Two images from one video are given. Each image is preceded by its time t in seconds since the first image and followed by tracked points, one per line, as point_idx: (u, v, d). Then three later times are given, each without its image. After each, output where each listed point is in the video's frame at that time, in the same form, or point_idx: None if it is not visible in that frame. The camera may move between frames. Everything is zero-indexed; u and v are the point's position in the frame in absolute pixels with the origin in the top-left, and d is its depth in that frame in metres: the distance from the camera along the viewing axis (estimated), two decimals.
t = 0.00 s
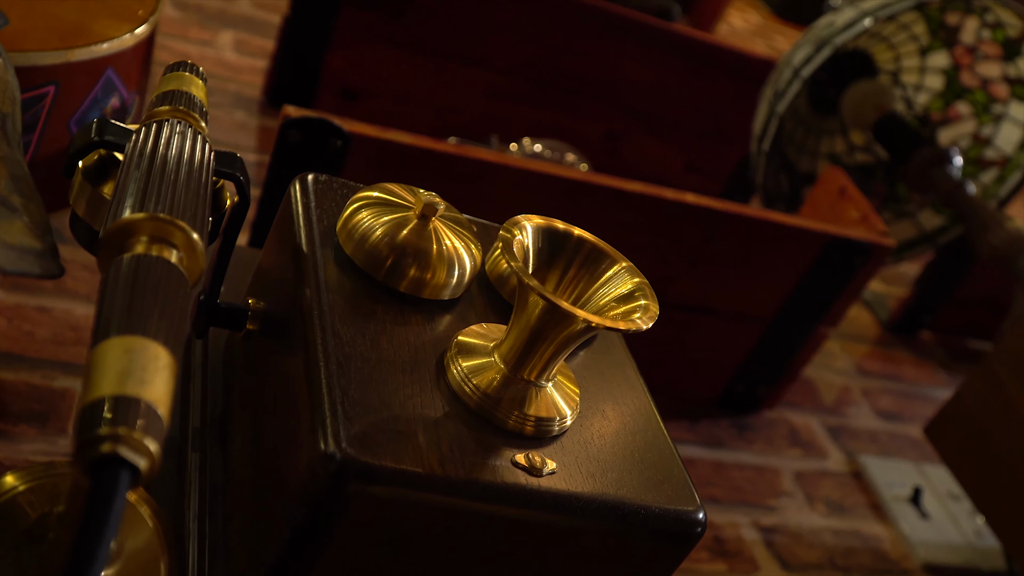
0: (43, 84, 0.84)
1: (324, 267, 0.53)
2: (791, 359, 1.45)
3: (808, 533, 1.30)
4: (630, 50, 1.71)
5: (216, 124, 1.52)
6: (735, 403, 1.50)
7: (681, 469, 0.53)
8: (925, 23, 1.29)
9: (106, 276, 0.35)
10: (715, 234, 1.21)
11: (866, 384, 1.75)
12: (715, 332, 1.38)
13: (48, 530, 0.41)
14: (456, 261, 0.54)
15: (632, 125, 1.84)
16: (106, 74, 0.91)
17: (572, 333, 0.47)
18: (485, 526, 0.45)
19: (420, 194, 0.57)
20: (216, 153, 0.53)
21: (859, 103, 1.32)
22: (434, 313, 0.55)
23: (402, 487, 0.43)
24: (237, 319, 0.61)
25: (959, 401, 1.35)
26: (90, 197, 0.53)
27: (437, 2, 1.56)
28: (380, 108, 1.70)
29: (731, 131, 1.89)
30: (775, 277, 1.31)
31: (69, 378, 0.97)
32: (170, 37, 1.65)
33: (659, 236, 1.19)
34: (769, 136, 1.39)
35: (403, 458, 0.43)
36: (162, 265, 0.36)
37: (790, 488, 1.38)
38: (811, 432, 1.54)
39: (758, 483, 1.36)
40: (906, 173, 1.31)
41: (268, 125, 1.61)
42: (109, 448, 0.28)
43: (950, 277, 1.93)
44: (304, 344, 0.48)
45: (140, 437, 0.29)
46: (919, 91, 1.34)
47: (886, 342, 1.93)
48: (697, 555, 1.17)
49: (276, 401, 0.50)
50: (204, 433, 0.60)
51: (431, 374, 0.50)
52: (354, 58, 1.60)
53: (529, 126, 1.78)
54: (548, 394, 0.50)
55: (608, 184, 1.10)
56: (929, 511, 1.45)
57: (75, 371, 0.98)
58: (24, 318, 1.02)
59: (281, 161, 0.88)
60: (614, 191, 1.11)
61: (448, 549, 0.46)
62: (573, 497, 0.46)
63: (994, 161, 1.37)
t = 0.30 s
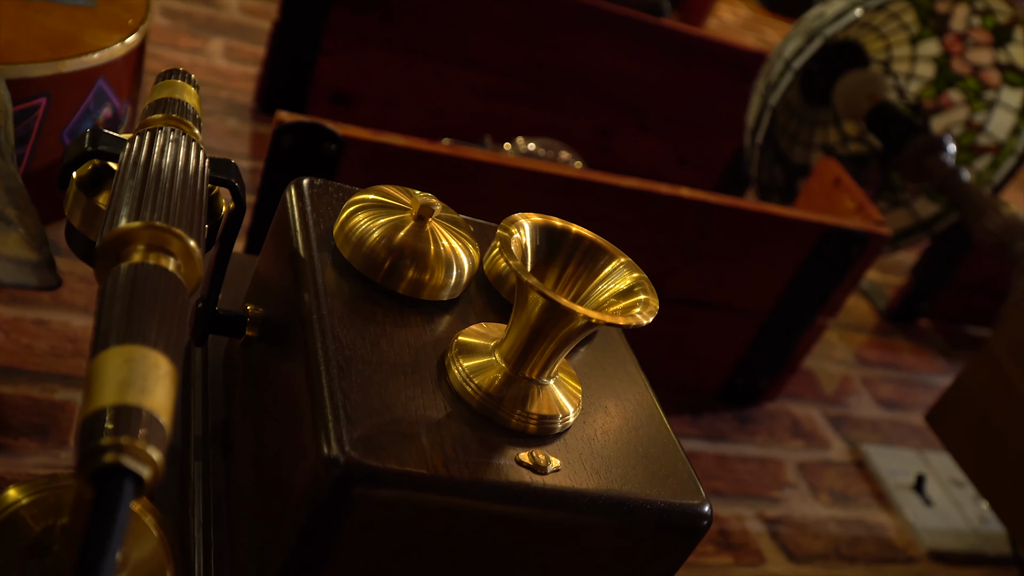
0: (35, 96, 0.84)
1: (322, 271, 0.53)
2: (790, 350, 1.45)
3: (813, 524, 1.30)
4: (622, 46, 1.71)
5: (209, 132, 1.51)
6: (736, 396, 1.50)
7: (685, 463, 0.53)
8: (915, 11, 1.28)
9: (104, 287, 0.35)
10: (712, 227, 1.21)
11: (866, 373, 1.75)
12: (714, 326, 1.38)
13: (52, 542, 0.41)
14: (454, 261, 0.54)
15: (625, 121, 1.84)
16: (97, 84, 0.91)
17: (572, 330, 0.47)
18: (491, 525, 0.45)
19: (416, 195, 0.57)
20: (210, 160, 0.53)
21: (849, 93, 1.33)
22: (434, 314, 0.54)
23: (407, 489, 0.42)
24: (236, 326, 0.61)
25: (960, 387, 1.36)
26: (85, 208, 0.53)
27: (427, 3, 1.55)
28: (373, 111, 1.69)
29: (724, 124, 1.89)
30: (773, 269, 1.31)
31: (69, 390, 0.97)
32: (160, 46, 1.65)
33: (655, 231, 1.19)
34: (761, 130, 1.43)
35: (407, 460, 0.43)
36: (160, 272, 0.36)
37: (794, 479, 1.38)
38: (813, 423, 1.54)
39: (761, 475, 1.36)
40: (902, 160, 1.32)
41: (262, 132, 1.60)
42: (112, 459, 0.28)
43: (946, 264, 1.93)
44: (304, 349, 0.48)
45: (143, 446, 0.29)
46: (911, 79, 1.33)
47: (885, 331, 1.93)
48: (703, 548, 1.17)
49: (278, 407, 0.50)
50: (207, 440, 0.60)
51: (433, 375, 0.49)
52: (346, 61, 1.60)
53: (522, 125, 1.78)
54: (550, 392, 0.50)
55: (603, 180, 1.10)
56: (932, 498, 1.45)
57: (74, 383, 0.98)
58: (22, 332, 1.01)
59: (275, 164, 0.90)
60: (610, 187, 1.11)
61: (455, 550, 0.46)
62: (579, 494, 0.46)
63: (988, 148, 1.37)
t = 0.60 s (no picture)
0: (21, 112, 0.84)
1: (319, 274, 0.53)
2: (789, 337, 1.45)
3: (820, 509, 1.30)
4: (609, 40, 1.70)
5: (198, 142, 1.51)
6: (737, 385, 1.50)
7: (691, 451, 0.53)
8: None
9: (100, 299, 0.35)
10: (706, 217, 1.21)
11: (866, 357, 1.75)
12: (712, 316, 1.38)
13: (60, 556, 0.41)
14: (451, 259, 0.54)
15: (615, 115, 1.83)
16: (84, 98, 0.90)
17: (572, 323, 0.47)
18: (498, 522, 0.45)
19: (410, 195, 0.56)
20: (201, 167, 0.53)
21: (837, 77, 1.34)
22: (433, 313, 0.54)
23: (413, 488, 0.42)
24: (234, 333, 0.61)
25: (960, 367, 1.36)
26: (77, 221, 0.52)
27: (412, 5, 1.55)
28: (362, 116, 1.69)
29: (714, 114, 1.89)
30: (769, 256, 1.31)
31: (69, 407, 0.96)
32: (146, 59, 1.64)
33: (650, 223, 1.19)
34: (752, 118, 1.44)
35: (413, 460, 0.43)
36: (156, 281, 0.36)
37: (798, 466, 1.38)
38: (815, 409, 1.54)
39: (765, 463, 1.35)
40: (892, 143, 1.30)
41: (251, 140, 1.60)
42: (117, 468, 0.28)
43: (941, 246, 1.93)
44: (305, 353, 0.48)
45: (147, 455, 0.29)
46: (899, 62, 1.33)
47: (883, 314, 1.93)
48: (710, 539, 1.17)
49: (280, 413, 0.50)
50: (210, 450, 0.60)
51: (434, 374, 0.49)
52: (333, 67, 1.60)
53: (512, 123, 1.78)
54: (553, 386, 0.50)
55: (596, 174, 1.10)
56: (937, 479, 1.45)
57: (74, 399, 0.97)
58: (19, 350, 1.01)
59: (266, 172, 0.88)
60: (602, 181, 1.11)
61: (463, 549, 0.46)
62: (586, 486, 0.46)
63: (977, 128, 1.38)
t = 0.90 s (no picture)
0: (10, 130, 0.83)
1: (319, 277, 0.52)
2: (790, 320, 1.45)
3: (829, 492, 1.30)
4: (595, 33, 1.70)
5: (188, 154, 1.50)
6: (740, 371, 1.49)
7: (701, 437, 0.53)
8: None
9: (103, 310, 0.35)
10: (701, 205, 1.21)
11: (866, 337, 1.75)
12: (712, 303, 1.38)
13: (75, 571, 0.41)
14: (450, 256, 0.54)
15: (605, 108, 1.83)
16: (73, 114, 0.89)
17: (576, 314, 0.47)
18: (512, 517, 0.45)
19: (406, 193, 0.56)
20: (196, 176, 0.52)
21: (826, 62, 1.32)
22: (435, 311, 0.54)
23: (425, 487, 0.42)
24: (236, 342, 0.60)
25: (961, 343, 1.36)
26: (74, 235, 0.52)
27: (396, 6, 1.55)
28: (352, 120, 1.69)
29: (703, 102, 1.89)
30: (766, 241, 1.31)
31: (73, 425, 0.96)
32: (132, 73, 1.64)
33: (645, 212, 1.18)
34: (741, 104, 1.43)
35: (423, 458, 0.43)
36: (158, 290, 0.36)
37: (805, 449, 1.38)
38: (819, 392, 1.54)
39: (772, 448, 1.35)
40: (883, 122, 1.30)
41: (242, 150, 1.60)
42: (130, 479, 0.28)
43: (935, 223, 1.93)
44: (309, 357, 0.48)
45: (159, 464, 0.28)
46: (885, 43, 1.32)
47: (882, 295, 1.94)
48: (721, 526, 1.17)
49: (287, 419, 0.50)
50: (219, 459, 0.59)
51: (440, 371, 0.49)
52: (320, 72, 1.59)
53: (503, 121, 1.78)
54: (560, 378, 0.50)
55: (589, 167, 1.10)
56: (944, 455, 1.45)
57: (78, 417, 0.97)
58: (20, 370, 1.00)
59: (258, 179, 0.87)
60: (595, 173, 1.11)
61: (478, 545, 0.45)
62: (598, 477, 0.46)
63: (967, 105, 1.38)
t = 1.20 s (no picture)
0: (3, 146, 0.83)
1: (321, 281, 0.52)
2: (790, 308, 1.44)
3: (836, 477, 1.30)
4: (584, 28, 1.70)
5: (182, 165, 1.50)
6: (742, 360, 1.49)
7: (709, 427, 0.52)
8: None
9: (107, 321, 0.35)
10: (698, 196, 1.21)
11: (867, 322, 1.75)
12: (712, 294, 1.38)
13: None
14: (451, 255, 0.54)
15: (597, 103, 1.83)
16: (66, 128, 0.89)
17: (581, 307, 0.47)
18: (524, 514, 0.45)
19: (405, 194, 0.56)
20: (193, 184, 0.52)
21: (817, 45, 1.33)
22: (438, 310, 0.54)
23: (436, 487, 0.42)
24: (240, 349, 0.60)
25: (963, 324, 1.36)
26: (73, 248, 0.52)
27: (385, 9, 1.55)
28: (344, 125, 1.68)
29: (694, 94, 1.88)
30: (763, 230, 1.31)
31: (78, 441, 0.95)
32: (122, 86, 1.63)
33: (642, 205, 1.18)
34: (734, 92, 1.46)
35: (433, 458, 0.42)
36: (161, 299, 0.35)
37: (810, 436, 1.38)
38: (822, 378, 1.54)
39: (778, 436, 1.35)
40: (876, 106, 1.30)
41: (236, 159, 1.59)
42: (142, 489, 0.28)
43: (931, 206, 1.93)
44: (314, 361, 0.48)
45: (171, 473, 0.28)
46: (874, 27, 1.32)
47: (880, 279, 1.94)
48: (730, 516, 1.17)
49: (294, 424, 0.50)
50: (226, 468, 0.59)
51: (446, 371, 0.49)
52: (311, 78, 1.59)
53: (495, 120, 1.78)
54: (566, 373, 0.50)
55: (584, 162, 1.10)
56: (949, 437, 1.46)
57: (82, 433, 0.97)
58: (22, 389, 1.00)
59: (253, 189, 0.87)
60: (590, 168, 1.11)
61: (491, 544, 0.45)
62: (609, 470, 0.46)
63: (958, 86, 1.37)
